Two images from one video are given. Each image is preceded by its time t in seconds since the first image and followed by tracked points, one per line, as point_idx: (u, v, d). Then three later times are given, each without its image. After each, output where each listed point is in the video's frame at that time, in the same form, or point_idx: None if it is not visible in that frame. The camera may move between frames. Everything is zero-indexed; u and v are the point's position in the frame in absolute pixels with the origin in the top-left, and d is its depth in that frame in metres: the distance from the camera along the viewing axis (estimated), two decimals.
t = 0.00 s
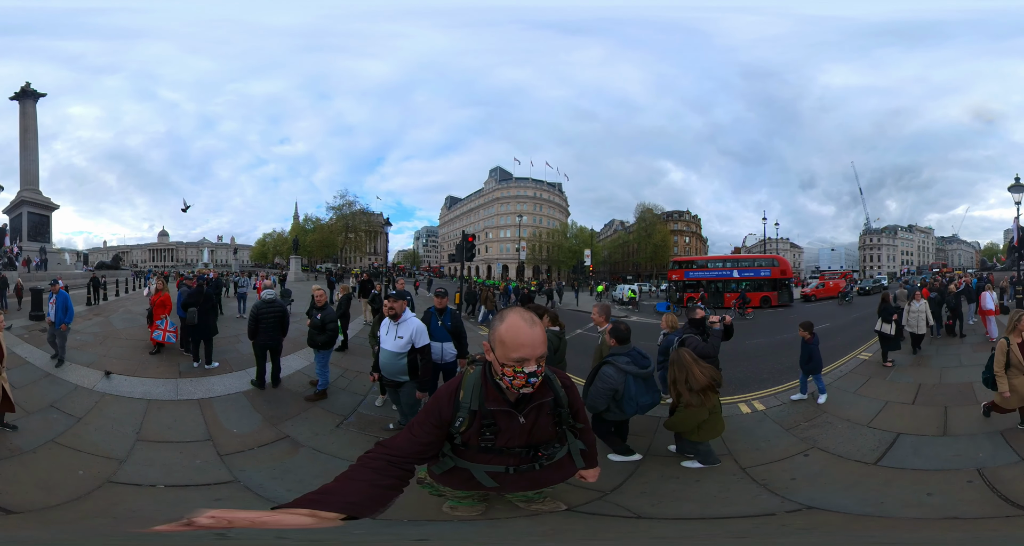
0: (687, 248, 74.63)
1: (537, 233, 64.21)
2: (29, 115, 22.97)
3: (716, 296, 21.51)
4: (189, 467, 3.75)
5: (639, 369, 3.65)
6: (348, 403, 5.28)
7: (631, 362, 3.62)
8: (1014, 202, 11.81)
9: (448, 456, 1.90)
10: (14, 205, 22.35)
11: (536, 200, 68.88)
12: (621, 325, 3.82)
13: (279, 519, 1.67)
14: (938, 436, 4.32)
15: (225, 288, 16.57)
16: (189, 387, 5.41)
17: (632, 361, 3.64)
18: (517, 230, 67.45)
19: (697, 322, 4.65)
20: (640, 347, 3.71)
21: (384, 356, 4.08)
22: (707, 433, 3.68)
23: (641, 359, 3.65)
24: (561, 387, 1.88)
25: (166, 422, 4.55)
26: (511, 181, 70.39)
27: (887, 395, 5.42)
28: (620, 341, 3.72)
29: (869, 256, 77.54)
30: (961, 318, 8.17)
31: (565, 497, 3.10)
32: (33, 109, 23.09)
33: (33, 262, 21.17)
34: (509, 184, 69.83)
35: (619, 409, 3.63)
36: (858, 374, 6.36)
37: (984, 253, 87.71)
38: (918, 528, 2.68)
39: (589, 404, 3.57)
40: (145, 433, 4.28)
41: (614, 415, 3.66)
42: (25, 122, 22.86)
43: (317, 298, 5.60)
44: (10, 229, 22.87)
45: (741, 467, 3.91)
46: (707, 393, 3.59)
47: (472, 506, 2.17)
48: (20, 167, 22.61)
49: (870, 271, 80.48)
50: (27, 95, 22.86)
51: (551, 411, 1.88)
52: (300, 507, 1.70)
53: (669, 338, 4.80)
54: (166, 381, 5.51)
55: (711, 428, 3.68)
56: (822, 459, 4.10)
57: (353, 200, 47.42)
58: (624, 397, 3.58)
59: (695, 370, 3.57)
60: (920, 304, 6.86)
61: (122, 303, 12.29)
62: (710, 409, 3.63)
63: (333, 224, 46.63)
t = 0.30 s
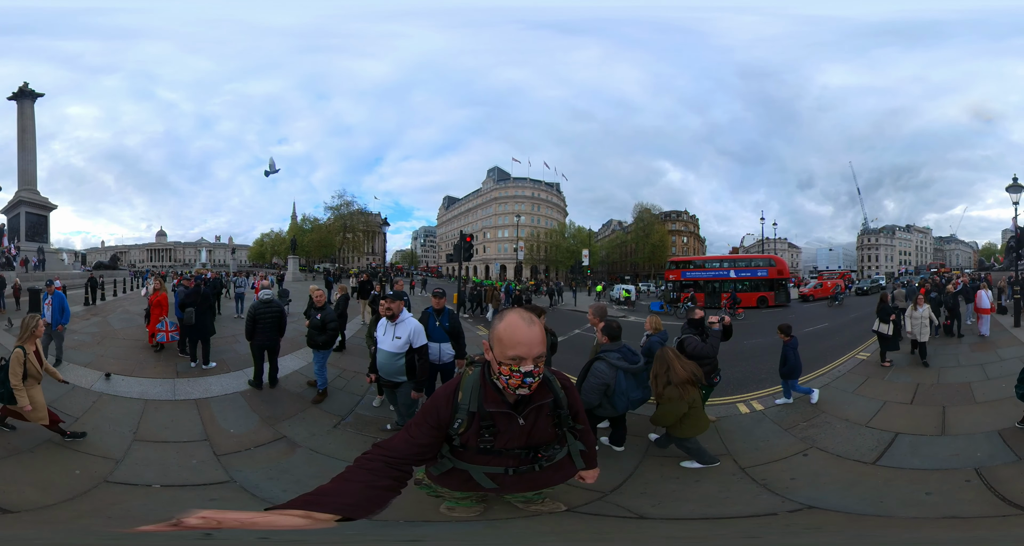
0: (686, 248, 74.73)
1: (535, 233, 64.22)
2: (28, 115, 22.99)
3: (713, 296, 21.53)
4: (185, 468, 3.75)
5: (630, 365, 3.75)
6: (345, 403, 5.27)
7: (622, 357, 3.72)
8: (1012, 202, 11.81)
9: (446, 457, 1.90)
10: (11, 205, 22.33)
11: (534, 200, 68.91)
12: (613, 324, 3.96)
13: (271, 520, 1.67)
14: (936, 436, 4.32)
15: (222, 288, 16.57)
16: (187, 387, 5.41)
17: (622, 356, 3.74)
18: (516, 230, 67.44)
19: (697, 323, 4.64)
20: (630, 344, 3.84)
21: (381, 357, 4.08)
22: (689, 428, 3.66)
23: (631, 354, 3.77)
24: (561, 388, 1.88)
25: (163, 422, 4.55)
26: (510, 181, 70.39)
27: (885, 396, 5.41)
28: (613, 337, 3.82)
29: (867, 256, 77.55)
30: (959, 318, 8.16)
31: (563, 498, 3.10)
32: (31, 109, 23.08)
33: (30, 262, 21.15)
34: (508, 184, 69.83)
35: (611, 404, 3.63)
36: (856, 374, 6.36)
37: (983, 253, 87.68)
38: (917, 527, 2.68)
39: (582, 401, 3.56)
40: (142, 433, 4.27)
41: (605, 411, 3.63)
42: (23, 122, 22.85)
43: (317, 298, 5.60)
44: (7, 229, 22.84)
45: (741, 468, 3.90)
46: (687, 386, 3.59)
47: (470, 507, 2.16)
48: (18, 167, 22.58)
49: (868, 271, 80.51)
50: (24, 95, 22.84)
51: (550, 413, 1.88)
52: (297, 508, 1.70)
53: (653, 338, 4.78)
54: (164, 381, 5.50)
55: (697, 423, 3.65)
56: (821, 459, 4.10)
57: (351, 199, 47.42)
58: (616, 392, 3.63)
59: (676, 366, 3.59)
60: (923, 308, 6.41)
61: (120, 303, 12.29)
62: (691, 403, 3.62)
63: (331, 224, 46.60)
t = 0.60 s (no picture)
0: (683, 248, 74.81)
1: (532, 233, 64.25)
2: (25, 115, 22.98)
3: (709, 295, 21.59)
4: (182, 467, 3.74)
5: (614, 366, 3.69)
6: (342, 404, 5.26)
7: (605, 358, 3.68)
8: (1009, 202, 11.82)
9: (442, 456, 1.90)
10: (9, 205, 22.34)
11: (531, 200, 68.98)
12: (600, 323, 3.91)
13: (271, 520, 1.67)
14: (933, 435, 4.33)
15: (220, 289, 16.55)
16: (184, 387, 5.40)
17: (605, 357, 3.71)
18: (514, 230, 67.47)
19: (696, 322, 4.64)
20: (615, 345, 3.78)
21: (379, 357, 4.09)
22: (664, 416, 3.72)
23: (615, 355, 3.71)
24: (558, 388, 1.88)
25: (160, 421, 4.54)
26: (508, 181, 70.38)
27: (883, 395, 5.42)
28: (597, 337, 3.77)
29: (865, 256, 77.61)
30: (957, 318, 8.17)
31: (560, 498, 3.10)
32: (29, 109, 23.12)
33: (29, 263, 21.16)
34: (505, 184, 69.83)
35: (593, 403, 3.63)
36: (854, 373, 6.37)
37: (980, 253, 87.88)
38: (918, 527, 2.68)
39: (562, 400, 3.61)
40: (139, 433, 4.27)
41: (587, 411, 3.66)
42: (21, 123, 22.86)
43: (318, 298, 5.59)
44: (5, 229, 22.85)
45: (739, 467, 3.91)
46: (665, 376, 3.72)
47: (466, 507, 2.16)
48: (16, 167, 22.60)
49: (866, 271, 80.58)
50: (23, 95, 22.89)
51: (547, 414, 1.87)
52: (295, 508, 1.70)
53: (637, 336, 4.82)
54: (161, 381, 5.50)
55: (676, 413, 3.73)
56: (819, 458, 4.11)
57: (348, 199, 47.45)
58: (597, 393, 3.63)
59: (659, 356, 3.75)
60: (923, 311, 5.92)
61: (117, 303, 12.28)
62: (668, 392, 3.71)
63: (329, 224, 46.61)
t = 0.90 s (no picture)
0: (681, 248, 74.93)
1: (529, 233, 64.22)
2: (22, 115, 22.96)
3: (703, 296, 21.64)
4: (177, 466, 3.74)
5: (596, 366, 3.77)
6: (337, 404, 5.26)
7: (588, 359, 3.77)
8: (1007, 201, 11.83)
9: (430, 457, 1.90)
10: (5, 205, 22.27)
11: (528, 200, 68.99)
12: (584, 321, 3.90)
13: (277, 523, 1.66)
14: (933, 435, 4.33)
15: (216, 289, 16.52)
16: (181, 386, 5.39)
17: (589, 358, 3.79)
18: (511, 230, 67.45)
19: (694, 323, 4.59)
20: (598, 345, 3.83)
21: (375, 358, 4.07)
22: (645, 410, 3.89)
23: (598, 356, 3.77)
24: (552, 394, 1.85)
25: (156, 421, 4.53)
26: (505, 181, 70.36)
27: (881, 395, 5.42)
28: (580, 338, 3.81)
29: (863, 256, 77.63)
30: (954, 318, 8.17)
31: (556, 500, 3.09)
32: (25, 109, 23.07)
33: (24, 263, 21.08)
34: (501, 184, 69.69)
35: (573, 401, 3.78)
36: (852, 374, 6.37)
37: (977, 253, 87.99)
38: (918, 526, 2.67)
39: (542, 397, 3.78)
40: (134, 432, 4.26)
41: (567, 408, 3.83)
42: (17, 122, 22.81)
43: (318, 298, 5.57)
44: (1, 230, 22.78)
45: (741, 469, 3.91)
46: (650, 373, 3.88)
47: (457, 509, 2.16)
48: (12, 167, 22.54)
49: (863, 272, 80.63)
50: (19, 95, 22.86)
51: (538, 418, 1.86)
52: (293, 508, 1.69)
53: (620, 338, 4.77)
54: (157, 380, 5.49)
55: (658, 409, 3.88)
56: (819, 459, 4.10)
57: (345, 199, 47.42)
58: (579, 392, 3.75)
59: (648, 354, 3.92)
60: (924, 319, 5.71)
61: (114, 303, 12.25)
62: (651, 388, 3.88)
63: (326, 224, 46.59)
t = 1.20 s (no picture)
0: (678, 248, 75.03)
1: (527, 233, 64.23)
2: (19, 115, 22.94)
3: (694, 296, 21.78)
4: (170, 466, 3.73)
5: (585, 366, 3.82)
6: (333, 405, 5.26)
7: (576, 359, 3.80)
8: (1004, 201, 11.85)
9: (417, 459, 1.90)
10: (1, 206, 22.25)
11: (525, 200, 69.03)
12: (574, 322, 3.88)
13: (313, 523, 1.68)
14: (930, 435, 4.33)
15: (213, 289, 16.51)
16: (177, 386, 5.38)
17: (577, 358, 3.82)
18: (509, 230, 67.47)
19: (692, 325, 4.60)
20: (587, 346, 3.84)
21: (373, 362, 4.04)
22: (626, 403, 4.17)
23: (586, 357, 3.81)
24: (545, 407, 1.80)
25: (153, 420, 4.54)
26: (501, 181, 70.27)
27: (878, 395, 5.42)
28: (568, 339, 3.82)
29: (860, 257, 77.69)
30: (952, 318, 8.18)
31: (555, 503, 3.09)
32: (23, 109, 23.08)
33: (21, 263, 21.07)
34: (498, 184, 69.67)
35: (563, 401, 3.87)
36: (849, 374, 6.36)
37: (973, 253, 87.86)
38: (915, 525, 2.67)
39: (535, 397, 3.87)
40: (129, 432, 4.25)
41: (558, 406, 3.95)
42: (14, 122, 22.81)
43: (316, 301, 5.50)
44: None
45: (742, 470, 3.90)
46: (632, 371, 4.09)
47: (448, 510, 2.16)
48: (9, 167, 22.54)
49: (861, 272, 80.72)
50: (16, 96, 22.83)
51: (525, 429, 1.85)
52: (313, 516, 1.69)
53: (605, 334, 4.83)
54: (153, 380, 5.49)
55: (638, 406, 4.10)
56: (819, 459, 4.10)
57: (343, 200, 47.44)
58: (569, 391, 3.84)
59: (634, 352, 4.13)
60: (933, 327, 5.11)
61: (109, 303, 12.22)
62: (632, 385, 4.10)
63: (323, 224, 46.60)
